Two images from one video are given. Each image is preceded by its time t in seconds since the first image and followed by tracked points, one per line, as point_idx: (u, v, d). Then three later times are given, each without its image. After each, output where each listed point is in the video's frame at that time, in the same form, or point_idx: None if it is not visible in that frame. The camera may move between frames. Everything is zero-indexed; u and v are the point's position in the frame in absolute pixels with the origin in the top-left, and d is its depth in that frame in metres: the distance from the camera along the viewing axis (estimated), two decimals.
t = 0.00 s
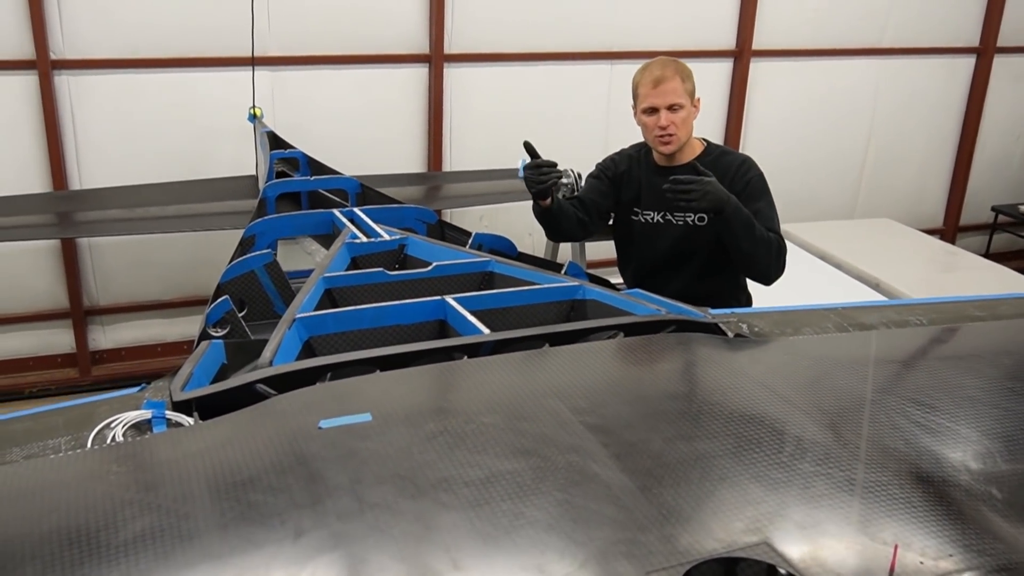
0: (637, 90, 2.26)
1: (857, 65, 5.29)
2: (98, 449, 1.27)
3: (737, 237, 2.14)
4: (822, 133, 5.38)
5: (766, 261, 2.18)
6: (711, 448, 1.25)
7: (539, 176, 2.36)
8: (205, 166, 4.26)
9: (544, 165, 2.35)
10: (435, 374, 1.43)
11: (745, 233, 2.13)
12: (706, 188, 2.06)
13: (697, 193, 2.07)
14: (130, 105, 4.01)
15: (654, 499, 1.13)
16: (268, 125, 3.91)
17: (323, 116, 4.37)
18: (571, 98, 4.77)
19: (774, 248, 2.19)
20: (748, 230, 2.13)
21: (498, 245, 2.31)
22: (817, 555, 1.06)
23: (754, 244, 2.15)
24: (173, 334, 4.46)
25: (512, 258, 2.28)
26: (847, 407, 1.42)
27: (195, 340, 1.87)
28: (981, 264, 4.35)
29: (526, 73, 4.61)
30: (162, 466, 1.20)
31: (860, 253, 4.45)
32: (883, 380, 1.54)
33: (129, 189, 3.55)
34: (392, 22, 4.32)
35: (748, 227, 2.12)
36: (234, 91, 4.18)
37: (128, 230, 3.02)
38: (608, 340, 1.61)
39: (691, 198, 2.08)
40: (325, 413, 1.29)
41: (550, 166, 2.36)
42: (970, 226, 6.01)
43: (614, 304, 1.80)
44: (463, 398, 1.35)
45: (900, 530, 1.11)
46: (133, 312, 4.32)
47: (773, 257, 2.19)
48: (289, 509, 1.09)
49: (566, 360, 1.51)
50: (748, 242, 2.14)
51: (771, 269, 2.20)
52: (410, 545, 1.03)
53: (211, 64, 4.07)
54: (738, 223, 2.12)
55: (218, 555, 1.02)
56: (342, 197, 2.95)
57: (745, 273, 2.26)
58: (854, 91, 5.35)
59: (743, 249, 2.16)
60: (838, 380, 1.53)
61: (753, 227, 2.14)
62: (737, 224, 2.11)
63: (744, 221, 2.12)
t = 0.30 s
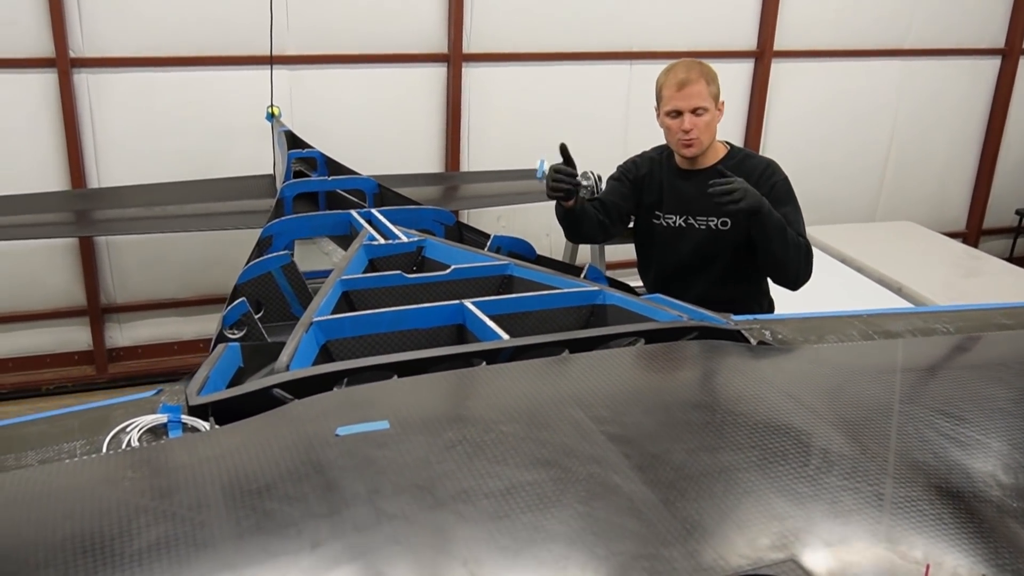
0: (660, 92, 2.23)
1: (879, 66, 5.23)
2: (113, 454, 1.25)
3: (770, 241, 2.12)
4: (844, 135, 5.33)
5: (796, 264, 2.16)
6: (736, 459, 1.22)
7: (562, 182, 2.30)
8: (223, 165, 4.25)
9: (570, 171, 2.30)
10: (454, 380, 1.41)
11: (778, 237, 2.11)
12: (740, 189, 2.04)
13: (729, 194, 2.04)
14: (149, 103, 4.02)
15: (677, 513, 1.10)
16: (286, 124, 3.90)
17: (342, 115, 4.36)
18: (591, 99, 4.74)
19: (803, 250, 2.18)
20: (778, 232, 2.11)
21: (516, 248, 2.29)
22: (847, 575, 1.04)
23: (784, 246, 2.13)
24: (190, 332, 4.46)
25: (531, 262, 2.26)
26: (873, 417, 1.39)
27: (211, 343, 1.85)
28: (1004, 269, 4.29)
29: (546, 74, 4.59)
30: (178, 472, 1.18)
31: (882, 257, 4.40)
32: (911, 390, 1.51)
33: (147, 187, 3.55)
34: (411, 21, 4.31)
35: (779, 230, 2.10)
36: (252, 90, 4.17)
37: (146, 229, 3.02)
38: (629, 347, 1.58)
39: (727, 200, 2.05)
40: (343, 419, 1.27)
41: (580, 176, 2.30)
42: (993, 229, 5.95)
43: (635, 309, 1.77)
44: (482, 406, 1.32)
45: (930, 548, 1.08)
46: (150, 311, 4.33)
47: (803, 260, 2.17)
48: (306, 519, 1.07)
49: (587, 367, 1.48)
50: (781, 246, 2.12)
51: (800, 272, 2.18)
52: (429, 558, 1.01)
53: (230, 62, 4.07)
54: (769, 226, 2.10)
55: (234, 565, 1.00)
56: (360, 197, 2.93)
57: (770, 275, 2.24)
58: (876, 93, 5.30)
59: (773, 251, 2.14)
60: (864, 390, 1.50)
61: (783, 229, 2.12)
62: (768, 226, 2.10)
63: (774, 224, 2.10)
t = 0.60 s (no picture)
0: (677, 95, 2.21)
1: (896, 67, 5.19)
2: (125, 464, 1.24)
3: (801, 240, 2.09)
4: (860, 136, 5.29)
5: (822, 262, 2.13)
6: (757, 474, 1.19)
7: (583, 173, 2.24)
8: (235, 164, 4.25)
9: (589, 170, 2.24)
10: (468, 390, 1.39)
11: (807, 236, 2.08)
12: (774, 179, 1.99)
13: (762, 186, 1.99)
14: (163, 102, 4.01)
15: (697, 530, 1.08)
16: (300, 124, 3.89)
17: (355, 115, 4.35)
18: (605, 99, 4.71)
19: (829, 247, 2.15)
20: (804, 229, 2.08)
21: (531, 252, 2.27)
22: None
23: (811, 243, 2.09)
24: (202, 332, 4.46)
25: (546, 266, 2.24)
26: (895, 428, 1.36)
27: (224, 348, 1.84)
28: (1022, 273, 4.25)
29: (560, 74, 4.57)
30: (190, 482, 1.17)
31: (898, 259, 4.37)
32: (933, 401, 1.48)
33: (161, 187, 3.54)
34: (425, 20, 4.29)
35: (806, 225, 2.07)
36: (265, 90, 4.17)
37: (159, 229, 3.01)
38: (646, 356, 1.56)
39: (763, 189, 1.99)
40: (357, 429, 1.26)
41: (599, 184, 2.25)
42: (1010, 231, 5.90)
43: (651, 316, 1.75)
44: (498, 416, 1.31)
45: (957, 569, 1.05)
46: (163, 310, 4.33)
47: (829, 257, 2.14)
48: (320, 533, 1.06)
49: (604, 376, 1.46)
50: (812, 244, 2.10)
51: (827, 270, 2.15)
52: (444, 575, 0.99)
53: (244, 62, 4.07)
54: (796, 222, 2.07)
55: None
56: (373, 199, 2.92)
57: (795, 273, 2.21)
58: (893, 93, 5.25)
59: (799, 248, 2.11)
60: (885, 401, 1.47)
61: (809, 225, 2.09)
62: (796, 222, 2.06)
63: (800, 220, 2.07)
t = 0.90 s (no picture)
0: (682, 101, 2.19)
1: (906, 68, 5.16)
2: (131, 478, 1.23)
3: (815, 242, 2.07)
4: (870, 137, 5.25)
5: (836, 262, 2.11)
6: (771, 488, 1.17)
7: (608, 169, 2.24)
8: (243, 169, 4.24)
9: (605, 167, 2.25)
10: (477, 402, 1.37)
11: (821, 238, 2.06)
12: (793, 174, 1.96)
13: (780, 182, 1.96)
14: (170, 107, 4.00)
15: (711, 547, 1.06)
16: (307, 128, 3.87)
17: (362, 119, 4.33)
18: (614, 101, 4.69)
19: (842, 247, 2.13)
20: (819, 230, 2.05)
21: (539, 258, 2.26)
22: None
23: (825, 243, 2.07)
24: (210, 337, 4.45)
25: (555, 272, 2.22)
26: (911, 439, 1.33)
27: (232, 356, 1.84)
28: None
29: (568, 76, 4.55)
30: (196, 497, 1.16)
31: (909, 262, 4.33)
32: (949, 411, 1.45)
33: (168, 193, 3.53)
34: (433, 23, 4.28)
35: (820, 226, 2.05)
36: (273, 95, 4.16)
37: (167, 235, 3.01)
38: (657, 366, 1.54)
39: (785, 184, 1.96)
40: (365, 442, 1.24)
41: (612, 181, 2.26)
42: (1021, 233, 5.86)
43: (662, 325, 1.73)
44: (506, 429, 1.29)
45: None
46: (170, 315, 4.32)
47: (841, 258, 2.12)
48: (328, 550, 1.04)
49: (614, 387, 1.44)
50: (827, 245, 2.07)
51: (839, 272, 2.13)
52: None
53: (251, 66, 4.05)
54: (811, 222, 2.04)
55: None
56: (381, 205, 2.91)
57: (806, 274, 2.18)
58: (903, 94, 5.22)
59: (813, 250, 2.09)
60: (900, 411, 1.44)
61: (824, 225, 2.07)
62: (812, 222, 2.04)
63: (815, 221, 2.05)
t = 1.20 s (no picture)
0: (686, 102, 2.18)
1: (909, 65, 5.13)
2: (130, 493, 1.21)
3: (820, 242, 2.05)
4: (873, 135, 5.23)
5: (842, 264, 2.09)
6: (781, 499, 1.15)
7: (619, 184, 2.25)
8: (243, 174, 4.22)
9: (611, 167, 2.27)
10: (479, 412, 1.35)
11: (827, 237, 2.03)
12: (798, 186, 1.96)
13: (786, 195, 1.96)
14: (170, 113, 3.99)
15: (721, 562, 1.04)
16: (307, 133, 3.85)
17: (363, 122, 4.32)
18: (615, 102, 4.67)
19: (848, 248, 2.11)
20: (824, 232, 2.03)
21: (542, 263, 2.24)
22: None
23: (831, 245, 2.05)
24: (211, 343, 4.43)
25: (557, 277, 2.20)
26: (922, 447, 1.31)
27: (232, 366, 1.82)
28: None
29: (570, 78, 4.53)
30: (195, 513, 1.14)
31: (914, 261, 4.31)
32: (960, 417, 1.43)
33: (168, 199, 3.52)
34: (434, 26, 4.26)
35: (827, 227, 2.02)
36: (273, 100, 4.14)
37: (167, 241, 2.99)
38: (662, 373, 1.52)
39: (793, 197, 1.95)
40: (366, 456, 1.22)
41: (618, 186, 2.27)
42: None
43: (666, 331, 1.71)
44: (510, 440, 1.27)
45: None
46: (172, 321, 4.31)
47: (847, 259, 2.10)
48: (330, 568, 1.02)
49: (619, 395, 1.42)
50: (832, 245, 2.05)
51: (846, 274, 2.11)
52: None
53: (251, 71, 4.04)
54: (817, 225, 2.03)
55: None
56: (382, 209, 2.89)
57: (811, 274, 2.16)
58: (906, 92, 5.19)
59: (818, 250, 2.06)
60: (910, 417, 1.42)
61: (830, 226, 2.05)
62: (818, 224, 2.02)
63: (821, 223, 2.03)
